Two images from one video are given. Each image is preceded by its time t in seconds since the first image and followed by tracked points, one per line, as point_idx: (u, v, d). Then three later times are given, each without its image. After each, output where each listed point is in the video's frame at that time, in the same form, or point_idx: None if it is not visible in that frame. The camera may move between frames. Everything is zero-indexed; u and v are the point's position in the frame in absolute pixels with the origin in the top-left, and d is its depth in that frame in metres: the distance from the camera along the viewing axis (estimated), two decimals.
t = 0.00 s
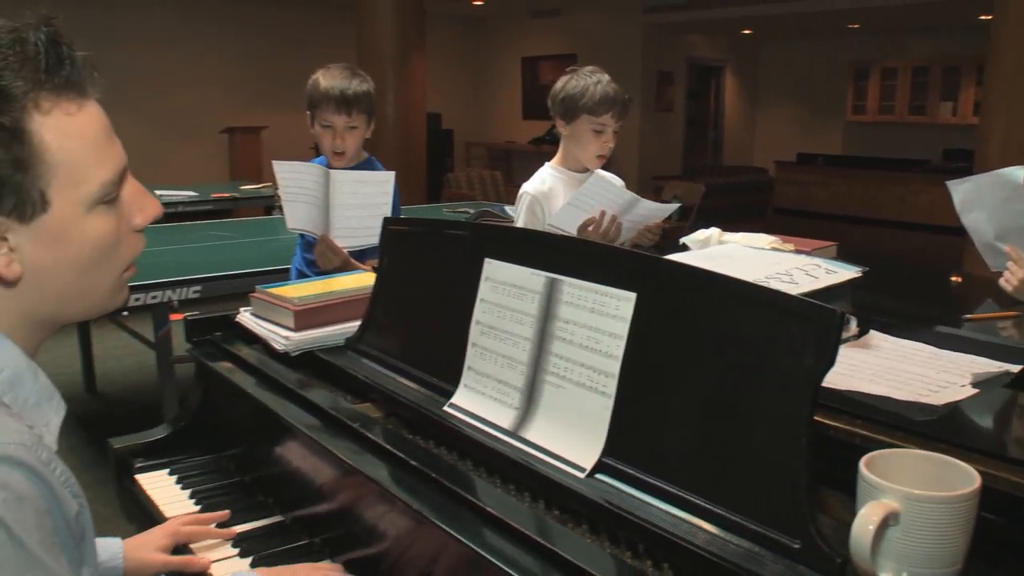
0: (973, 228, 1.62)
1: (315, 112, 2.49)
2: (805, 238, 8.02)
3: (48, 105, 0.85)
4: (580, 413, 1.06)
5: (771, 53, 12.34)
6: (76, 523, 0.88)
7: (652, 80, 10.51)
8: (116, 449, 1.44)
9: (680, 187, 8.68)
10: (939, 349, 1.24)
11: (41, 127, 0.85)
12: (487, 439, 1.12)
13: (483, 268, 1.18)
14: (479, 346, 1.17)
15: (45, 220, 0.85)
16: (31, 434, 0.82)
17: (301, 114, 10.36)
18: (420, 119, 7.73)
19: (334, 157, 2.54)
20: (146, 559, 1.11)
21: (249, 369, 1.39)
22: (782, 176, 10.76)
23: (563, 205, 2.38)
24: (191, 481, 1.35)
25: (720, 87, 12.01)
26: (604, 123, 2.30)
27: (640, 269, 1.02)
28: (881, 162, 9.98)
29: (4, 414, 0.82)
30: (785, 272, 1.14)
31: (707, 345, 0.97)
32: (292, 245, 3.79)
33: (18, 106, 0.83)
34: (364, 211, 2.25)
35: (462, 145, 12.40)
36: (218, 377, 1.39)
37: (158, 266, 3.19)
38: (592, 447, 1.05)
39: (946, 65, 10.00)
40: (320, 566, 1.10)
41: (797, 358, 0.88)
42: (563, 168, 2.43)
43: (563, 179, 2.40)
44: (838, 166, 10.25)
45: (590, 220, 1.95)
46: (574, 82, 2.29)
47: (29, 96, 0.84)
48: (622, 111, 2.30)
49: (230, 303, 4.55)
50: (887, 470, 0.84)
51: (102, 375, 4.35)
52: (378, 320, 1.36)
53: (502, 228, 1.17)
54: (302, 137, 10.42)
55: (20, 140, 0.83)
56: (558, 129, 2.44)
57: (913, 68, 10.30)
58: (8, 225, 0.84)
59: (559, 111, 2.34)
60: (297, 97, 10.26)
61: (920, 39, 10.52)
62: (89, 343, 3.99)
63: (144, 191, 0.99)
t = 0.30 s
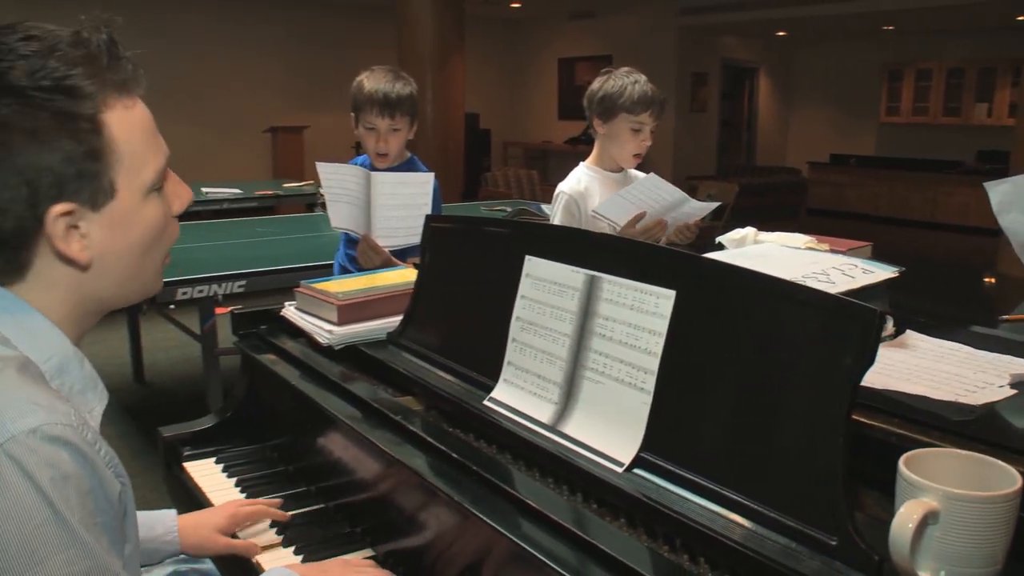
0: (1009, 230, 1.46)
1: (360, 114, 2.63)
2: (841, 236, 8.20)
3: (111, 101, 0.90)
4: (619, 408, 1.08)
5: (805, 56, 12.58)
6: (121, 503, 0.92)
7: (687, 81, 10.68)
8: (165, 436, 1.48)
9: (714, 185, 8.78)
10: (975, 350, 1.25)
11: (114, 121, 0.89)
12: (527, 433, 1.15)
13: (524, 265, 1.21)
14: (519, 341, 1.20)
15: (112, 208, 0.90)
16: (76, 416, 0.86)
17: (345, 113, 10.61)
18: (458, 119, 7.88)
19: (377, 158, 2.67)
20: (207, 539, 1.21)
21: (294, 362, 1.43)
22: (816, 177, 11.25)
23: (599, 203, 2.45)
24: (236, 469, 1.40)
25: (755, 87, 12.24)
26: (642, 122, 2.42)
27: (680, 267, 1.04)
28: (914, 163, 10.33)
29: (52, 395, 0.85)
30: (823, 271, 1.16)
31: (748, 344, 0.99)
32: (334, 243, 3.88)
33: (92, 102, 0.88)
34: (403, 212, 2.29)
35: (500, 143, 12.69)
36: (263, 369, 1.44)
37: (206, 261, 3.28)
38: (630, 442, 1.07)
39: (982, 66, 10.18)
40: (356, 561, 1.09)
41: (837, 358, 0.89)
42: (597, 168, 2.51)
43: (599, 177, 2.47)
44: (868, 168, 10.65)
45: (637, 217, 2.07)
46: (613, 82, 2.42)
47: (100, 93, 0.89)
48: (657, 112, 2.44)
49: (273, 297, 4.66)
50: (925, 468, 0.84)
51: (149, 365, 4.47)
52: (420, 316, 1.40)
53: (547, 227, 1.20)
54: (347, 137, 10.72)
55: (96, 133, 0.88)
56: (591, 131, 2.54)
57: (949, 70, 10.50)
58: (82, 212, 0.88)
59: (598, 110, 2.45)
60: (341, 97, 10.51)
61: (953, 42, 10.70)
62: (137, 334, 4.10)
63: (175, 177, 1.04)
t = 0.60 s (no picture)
0: None
1: (395, 116, 2.71)
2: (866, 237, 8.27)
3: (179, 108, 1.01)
4: (649, 406, 1.10)
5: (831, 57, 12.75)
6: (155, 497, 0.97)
7: (712, 83, 10.93)
8: (204, 428, 1.54)
9: (740, 186, 8.78)
10: (1003, 350, 1.27)
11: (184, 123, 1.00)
12: (556, 426, 1.18)
13: (556, 263, 1.24)
14: (551, 337, 1.23)
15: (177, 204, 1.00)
16: (114, 409, 0.92)
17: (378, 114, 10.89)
18: (488, 119, 8.02)
19: (410, 158, 2.74)
20: (251, 548, 1.24)
21: (330, 356, 1.48)
22: (840, 178, 11.29)
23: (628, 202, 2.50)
24: (273, 460, 1.45)
25: (779, 89, 12.49)
26: (672, 122, 2.47)
27: (711, 265, 1.07)
28: (937, 165, 10.35)
29: (93, 387, 0.92)
30: (850, 271, 1.18)
31: (780, 343, 1.01)
32: (366, 240, 3.94)
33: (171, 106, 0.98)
34: (434, 217, 2.36)
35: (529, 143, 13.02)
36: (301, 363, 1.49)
37: (243, 259, 3.36)
38: (661, 436, 1.09)
39: (1007, 69, 10.12)
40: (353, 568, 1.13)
41: (869, 356, 0.91)
42: (626, 168, 2.57)
43: (628, 178, 2.53)
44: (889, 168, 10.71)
45: (668, 217, 2.10)
46: (644, 83, 2.48)
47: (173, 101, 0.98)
48: (686, 112, 2.50)
49: (308, 293, 4.75)
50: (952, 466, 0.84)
51: (187, 357, 4.57)
52: (453, 314, 1.45)
53: (583, 227, 1.23)
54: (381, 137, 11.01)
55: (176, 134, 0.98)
56: (621, 131, 2.60)
57: (974, 72, 10.45)
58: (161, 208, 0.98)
59: (628, 111, 2.50)
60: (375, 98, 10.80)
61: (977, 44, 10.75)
62: (176, 328, 4.20)
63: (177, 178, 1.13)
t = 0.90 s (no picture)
0: None
1: (422, 115, 2.77)
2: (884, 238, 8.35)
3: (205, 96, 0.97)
4: (674, 403, 1.13)
5: (851, 63, 12.92)
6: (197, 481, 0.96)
7: (734, 85, 11.11)
8: (235, 420, 1.59)
9: (760, 187, 8.84)
10: None
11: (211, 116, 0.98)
12: (581, 422, 1.22)
13: (583, 261, 1.27)
14: (577, 335, 1.26)
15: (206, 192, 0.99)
16: (156, 398, 0.91)
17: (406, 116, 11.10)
18: (514, 122, 8.15)
19: (435, 158, 2.79)
20: (269, 496, 1.34)
21: (360, 351, 1.54)
22: (858, 180, 11.22)
23: (651, 203, 2.55)
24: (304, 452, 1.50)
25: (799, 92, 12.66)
26: (696, 125, 2.53)
27: (731, 266, 1.10)
28: (955, 167, 10.42)
29: (133, 377, 0.91)
30: (872, 271, 1.21)
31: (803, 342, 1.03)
32: (392, 240, 4.02)
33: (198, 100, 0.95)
34: (457, 222, 2.44)
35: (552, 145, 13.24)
36: (333, 359, 1.55)
37: (274, 257, 3.45)
38: (684, 434, 1.12)
39: None
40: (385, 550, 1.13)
41: (892, 358, 0.93)
42: (649, 170, 2.62)
43: (651, 179, 2.58)
44: (909, 171, 10.67)
45: (692, 217, 2.13)
46: (669, 86, 2.54)
47: (199, 94, 0.96)
48: (710, 117, 2.56)
49: (337, 291, 4.85)
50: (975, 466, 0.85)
51: (219, 351, 4.69)
52: (479, 310, 1.51)
53: (610, 226, 1.26)
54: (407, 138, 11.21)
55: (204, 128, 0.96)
56: (645, 134, 2.66)
57: (992, 75, 10.61)
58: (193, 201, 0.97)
59: (653, 113, 2.56)
60: (403, 100, 11.01)
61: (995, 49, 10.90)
62: (209, 322, 4.31)
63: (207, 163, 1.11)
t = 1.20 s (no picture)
0: None
1: (443, 115, 2.82)
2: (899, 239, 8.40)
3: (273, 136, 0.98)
4: (696, 399, 1.15)
5: (868, 66, 13.04)
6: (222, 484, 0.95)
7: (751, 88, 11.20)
8: (264, 413, 1.67)
9: (776, 188, 8.91)
10: None
11: (278, 161, 1.00)
12: (603, 416, 1.25)
13: (605, 260, 1.31)
14: (598, 333, 1.29)
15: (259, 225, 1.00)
16: (184, 403, 0.88)
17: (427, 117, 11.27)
18: (534, 125, 8.16)
19: (456, 156, 2.83)
20: (279, 485, 1.39)
21: (385, 348, 1.61)
22: (873, 181, 11.29)
23: (670, 204, 2.61)
24: (330, 446, 1.56)
25: (816, 94, 12.79)
26: (715, 127, 2.59)
27: (751, 265, 1.13)
28: (969, 169, 10.45)
29: (161, 380, 0.88)
30: (888, 272, 1.24)
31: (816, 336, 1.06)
32: (415, 239, 4.08)
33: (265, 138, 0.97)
34: (479, 222, 2.50)
35: (572, 146, 13.38)
36: (359, 353, 1.63)
37: (302, 254, 3.53)
38: (705, 429, 1.14)
39: None
40: (408, 549, 1.16)
41: (910, 357, 0.95)
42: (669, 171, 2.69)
43: (670, 180, 2.64)
44: (925, 172, 10.70)
45: (710, 217, 2.16)
46: (690, 89, 2.60)
47: (269, 132, 0.97)
48: (729, 119, 2.62)
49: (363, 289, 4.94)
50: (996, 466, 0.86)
51: (247, 347, 4.79)
52: (502, 307, 1.56)
53: (629, 227, 1.29)
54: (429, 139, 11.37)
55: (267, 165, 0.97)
56: (666, 136, 2.72)
57: (1006, 79, 10.67)
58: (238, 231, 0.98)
59: (673, 115, 2.62)
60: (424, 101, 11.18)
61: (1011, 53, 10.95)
62: (236, 318, 4.42)
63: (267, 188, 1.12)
